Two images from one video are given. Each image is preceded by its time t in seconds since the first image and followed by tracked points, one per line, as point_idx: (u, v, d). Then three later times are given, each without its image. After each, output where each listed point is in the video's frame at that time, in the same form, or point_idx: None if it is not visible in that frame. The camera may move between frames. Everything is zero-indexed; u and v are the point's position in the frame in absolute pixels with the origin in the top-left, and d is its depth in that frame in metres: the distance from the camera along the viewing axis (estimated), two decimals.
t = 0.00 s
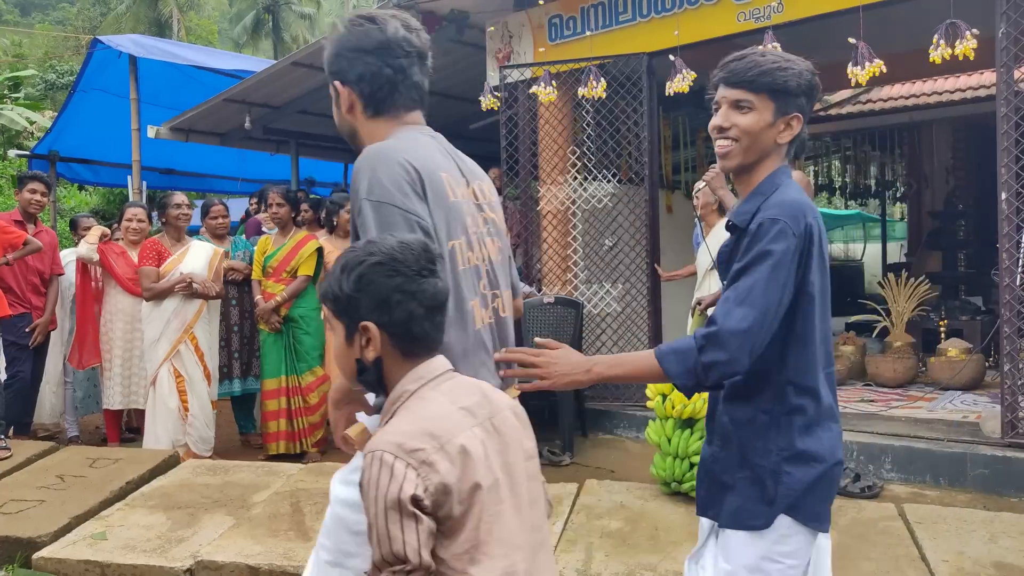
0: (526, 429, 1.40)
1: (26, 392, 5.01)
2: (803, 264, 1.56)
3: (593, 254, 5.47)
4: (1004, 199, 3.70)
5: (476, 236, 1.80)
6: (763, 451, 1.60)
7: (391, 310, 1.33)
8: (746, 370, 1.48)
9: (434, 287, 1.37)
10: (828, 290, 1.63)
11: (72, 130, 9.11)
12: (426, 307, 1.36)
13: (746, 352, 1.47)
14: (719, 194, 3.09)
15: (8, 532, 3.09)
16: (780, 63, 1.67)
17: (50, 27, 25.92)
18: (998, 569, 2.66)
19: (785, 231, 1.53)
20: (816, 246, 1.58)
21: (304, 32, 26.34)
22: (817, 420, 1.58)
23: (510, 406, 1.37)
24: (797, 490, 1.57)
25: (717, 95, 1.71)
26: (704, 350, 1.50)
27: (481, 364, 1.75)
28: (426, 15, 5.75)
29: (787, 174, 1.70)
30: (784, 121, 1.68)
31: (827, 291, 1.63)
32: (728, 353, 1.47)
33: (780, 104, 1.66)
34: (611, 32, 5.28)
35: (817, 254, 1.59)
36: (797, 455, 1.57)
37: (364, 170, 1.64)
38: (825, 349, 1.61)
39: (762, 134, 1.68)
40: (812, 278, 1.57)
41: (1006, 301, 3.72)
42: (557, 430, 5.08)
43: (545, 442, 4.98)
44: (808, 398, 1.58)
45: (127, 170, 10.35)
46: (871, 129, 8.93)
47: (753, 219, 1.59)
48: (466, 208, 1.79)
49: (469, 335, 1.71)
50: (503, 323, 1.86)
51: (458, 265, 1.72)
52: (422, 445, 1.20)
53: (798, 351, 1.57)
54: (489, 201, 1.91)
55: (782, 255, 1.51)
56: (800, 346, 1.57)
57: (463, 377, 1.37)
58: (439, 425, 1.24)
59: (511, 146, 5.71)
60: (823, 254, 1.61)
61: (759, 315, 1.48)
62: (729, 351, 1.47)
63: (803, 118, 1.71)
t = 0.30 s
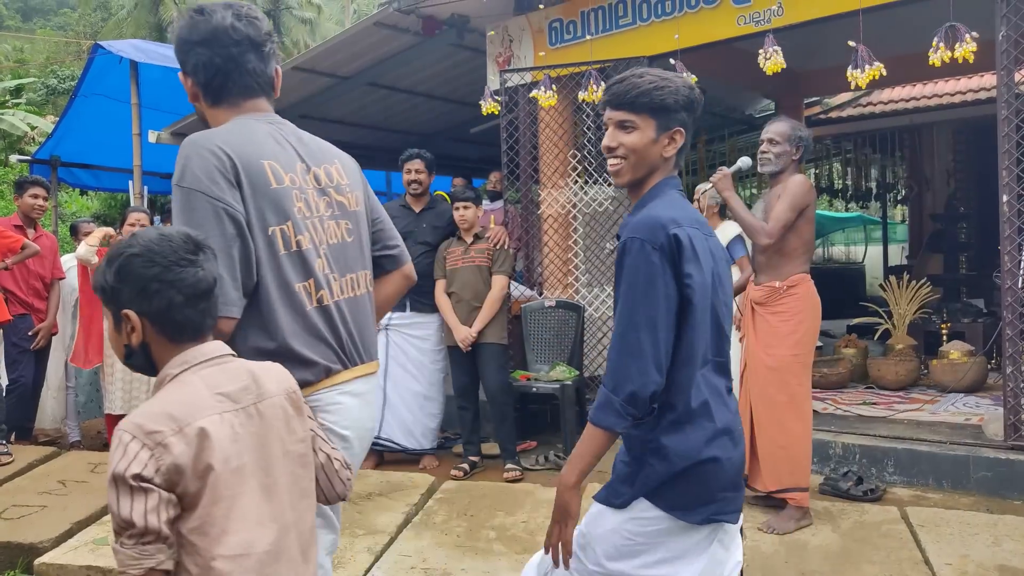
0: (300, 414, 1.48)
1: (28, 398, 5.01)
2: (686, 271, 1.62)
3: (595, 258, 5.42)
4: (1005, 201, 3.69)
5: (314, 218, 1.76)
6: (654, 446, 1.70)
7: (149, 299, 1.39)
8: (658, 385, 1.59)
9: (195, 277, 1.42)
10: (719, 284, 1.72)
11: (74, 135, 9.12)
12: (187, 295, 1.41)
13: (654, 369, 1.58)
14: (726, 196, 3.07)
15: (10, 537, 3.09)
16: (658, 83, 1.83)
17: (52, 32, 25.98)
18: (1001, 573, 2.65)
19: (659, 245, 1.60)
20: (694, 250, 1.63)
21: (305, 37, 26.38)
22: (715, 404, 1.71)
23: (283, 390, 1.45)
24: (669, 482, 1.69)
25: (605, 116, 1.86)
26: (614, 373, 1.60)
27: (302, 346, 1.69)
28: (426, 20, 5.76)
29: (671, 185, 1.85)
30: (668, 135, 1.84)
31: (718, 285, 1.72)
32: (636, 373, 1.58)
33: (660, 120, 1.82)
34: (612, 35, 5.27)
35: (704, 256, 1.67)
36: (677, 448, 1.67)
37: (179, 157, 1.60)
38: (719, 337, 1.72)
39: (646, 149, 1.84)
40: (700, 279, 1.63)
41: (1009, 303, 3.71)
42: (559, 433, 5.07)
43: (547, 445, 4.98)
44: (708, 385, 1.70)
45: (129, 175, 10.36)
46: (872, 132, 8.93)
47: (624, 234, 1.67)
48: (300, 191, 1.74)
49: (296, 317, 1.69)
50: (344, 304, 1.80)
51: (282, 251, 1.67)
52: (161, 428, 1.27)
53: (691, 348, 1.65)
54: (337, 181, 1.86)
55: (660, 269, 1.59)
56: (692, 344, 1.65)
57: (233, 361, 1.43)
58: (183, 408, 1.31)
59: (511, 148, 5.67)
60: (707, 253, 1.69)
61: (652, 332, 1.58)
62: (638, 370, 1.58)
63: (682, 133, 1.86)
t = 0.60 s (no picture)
0: (139, 416, 1.59)
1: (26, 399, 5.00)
2: (535, 289, 1.57)
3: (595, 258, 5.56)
4: (1004, 203, 3.69)
5: (187, 230, 1.84)
6: (515, 467, 1.63)
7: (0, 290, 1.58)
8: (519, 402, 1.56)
9: (36, 284, 1.59)
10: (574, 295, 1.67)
11: (74, 137, 9.12)
12: (28, 301, 1.59)
13: (509, 388, 1.54)
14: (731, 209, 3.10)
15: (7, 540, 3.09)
16: (495, 109, 1.70)
17: (52, 34, 25.99)
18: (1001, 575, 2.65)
19: (501, 268, 1.55)
20: (539, 269, 1.59)
21: (305, 38, 26.39)
22: (584, 411, 1.67)
23: (121, 394, 1.57)
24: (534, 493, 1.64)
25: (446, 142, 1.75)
26: (476, 394, 1.56)
27: (161, 351, 1.78)
28: (426, 22, 5.77)
29: (520, 206, 1.74)
30: (507, 159, 1.73)
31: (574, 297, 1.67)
32: (493, 394, 1.54)
33: (499, 145, 1.70)
34: (612, 38, 5.26)
35: (554, 274, 1.62)
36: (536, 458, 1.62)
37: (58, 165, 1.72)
38: (580, 346, 1.67)
39: (486, 175, 1.71)
40: (546, 296, 1.58)
41: (1008, 305, 3.71)
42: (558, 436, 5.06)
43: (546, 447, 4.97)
44: (575, 396, 1.65)
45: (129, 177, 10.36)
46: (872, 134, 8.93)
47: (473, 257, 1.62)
48: (177, 203, 1.83)
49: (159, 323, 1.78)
50: (209, 315, 1.88)
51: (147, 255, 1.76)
52: None
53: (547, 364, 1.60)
54: (222, 202, 1.94)
55: (507, 294, 1.54)
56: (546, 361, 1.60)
57: (72, 363, 1.57)
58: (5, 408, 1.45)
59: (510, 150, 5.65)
60: (559, 268, 1.65)
61: (504, 354, 1.54)
62: (494, 392, 1.54)
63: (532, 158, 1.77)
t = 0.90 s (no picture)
0: None
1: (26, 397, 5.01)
2: (424, 250, 1.68)
3: (593, 259, 5.49)
4: (1005, 203, 3.69)
5: (70, 215, 1.93)
6: (413, 420, 1.72)
7: None
8: (406, 355, 1.64)
9: None
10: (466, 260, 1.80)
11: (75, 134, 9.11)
12: None
13: (396, 341, 1.63)
14: (729, 208, 3.11)
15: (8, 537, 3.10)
16: (392, 79, 1.79)
17: (53, 31, 25.97)
18: None
19: (394, 227, 1.65)
20: (431, 233, 1.69)
21: (306, 36, 26.39)
22: (472, 367, 1.79)
23: None
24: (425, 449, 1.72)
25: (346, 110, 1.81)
26: (362, 347, 1.65)
27: (39, 328, 1.87)
28: (426, 20, 5.76)
29: (419, 173, 1.82)
30: (407, 128, 1.81)
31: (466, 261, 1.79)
32: (379, 346, 1.63)
33: (398, 113, 1.78)
34: (612, 36, 5.26)
35: (445, 237, 1.73)
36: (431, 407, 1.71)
37: None
38: (469, 307, 1.79)
39: (388, 142, 1.79)
40: (434, 257, 1.70)
41: (1008, 305, 3.71)
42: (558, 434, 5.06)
43: (545, 445, 4.97)
44: (463, 352, 1.77)
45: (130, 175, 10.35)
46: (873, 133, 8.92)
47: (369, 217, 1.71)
48: (59, 191, 1.92)
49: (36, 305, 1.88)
50: (99, 298, 1.95)
51: (23, 242, 1.88)
52: None
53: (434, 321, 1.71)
54: (115, 188, 1.98)
55: (398, 252, 1.64)
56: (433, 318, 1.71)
57: None
58: None
59: (511, 148, 5.68)
60: (451, 233, 1.76)
61: (392, 308, 1.63)
62: (380, 344, 1.63)
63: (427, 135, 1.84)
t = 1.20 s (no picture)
0: None
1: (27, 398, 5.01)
2: (347, 255, 1.83)
3: (593, 259, 5.48)
4: (1005, 203, 3.69)
5: None
6: (344, 419, 1.85)
7: None
8: (333, 352, 1.77)
9: None
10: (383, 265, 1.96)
11: (75, 134, 9.11)
12: None
13: (322, 340, 1.75)
14: (725, 206, 3.11)
15: (8, 537, 3.10)
16: (309, 99, 1.94)
17: (54, 31, 25.97)
18: None
19: (316, 235, 1.79)
20: (352, 238, 1.84)
21: (306, 36, 26.38)
22: (396, 364, 1.95)
23: None
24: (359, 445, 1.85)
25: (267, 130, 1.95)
26: (291, 347, 1.77)
27: None
28: (427, 20, 5.76)
29: (336, 187, 1.98)
30: (326, 145, 1.97)
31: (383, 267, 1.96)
32: (307, 346, 1.75)
33: (316, 132, 1.94)
34: (612, 36, 5.26)
35: (365, 245, 1.89)
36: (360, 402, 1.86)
37: None
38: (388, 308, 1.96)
39: (307, 158, 1.94)
40: (356, 262, 1.84)
41: (1009, 305, 3.70)
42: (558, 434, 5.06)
43: (546, 446, 4.97)
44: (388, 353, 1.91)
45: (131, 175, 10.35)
46: (873, 133, 8.92)
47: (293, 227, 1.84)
48: None
49: None
50: None
51: None
52: None
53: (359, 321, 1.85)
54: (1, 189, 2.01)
55: (323, 255, 1.78)
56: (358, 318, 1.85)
57: None
58: None
59: (512, 148, 5.69)
60: (370, 241, 1.92)
61: (320, 309, 1.76)
62: (308, 344, 1.75)
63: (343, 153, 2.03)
